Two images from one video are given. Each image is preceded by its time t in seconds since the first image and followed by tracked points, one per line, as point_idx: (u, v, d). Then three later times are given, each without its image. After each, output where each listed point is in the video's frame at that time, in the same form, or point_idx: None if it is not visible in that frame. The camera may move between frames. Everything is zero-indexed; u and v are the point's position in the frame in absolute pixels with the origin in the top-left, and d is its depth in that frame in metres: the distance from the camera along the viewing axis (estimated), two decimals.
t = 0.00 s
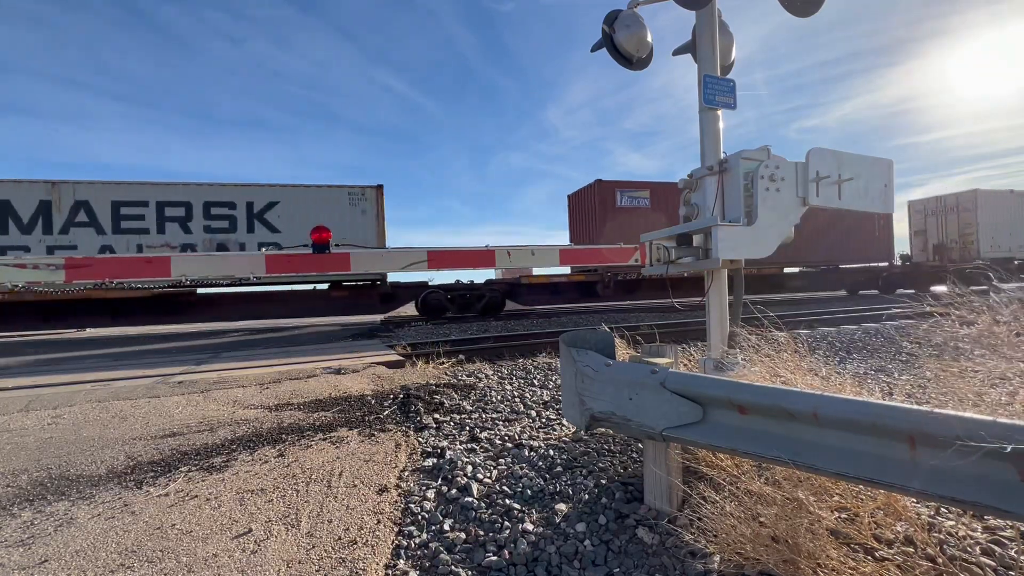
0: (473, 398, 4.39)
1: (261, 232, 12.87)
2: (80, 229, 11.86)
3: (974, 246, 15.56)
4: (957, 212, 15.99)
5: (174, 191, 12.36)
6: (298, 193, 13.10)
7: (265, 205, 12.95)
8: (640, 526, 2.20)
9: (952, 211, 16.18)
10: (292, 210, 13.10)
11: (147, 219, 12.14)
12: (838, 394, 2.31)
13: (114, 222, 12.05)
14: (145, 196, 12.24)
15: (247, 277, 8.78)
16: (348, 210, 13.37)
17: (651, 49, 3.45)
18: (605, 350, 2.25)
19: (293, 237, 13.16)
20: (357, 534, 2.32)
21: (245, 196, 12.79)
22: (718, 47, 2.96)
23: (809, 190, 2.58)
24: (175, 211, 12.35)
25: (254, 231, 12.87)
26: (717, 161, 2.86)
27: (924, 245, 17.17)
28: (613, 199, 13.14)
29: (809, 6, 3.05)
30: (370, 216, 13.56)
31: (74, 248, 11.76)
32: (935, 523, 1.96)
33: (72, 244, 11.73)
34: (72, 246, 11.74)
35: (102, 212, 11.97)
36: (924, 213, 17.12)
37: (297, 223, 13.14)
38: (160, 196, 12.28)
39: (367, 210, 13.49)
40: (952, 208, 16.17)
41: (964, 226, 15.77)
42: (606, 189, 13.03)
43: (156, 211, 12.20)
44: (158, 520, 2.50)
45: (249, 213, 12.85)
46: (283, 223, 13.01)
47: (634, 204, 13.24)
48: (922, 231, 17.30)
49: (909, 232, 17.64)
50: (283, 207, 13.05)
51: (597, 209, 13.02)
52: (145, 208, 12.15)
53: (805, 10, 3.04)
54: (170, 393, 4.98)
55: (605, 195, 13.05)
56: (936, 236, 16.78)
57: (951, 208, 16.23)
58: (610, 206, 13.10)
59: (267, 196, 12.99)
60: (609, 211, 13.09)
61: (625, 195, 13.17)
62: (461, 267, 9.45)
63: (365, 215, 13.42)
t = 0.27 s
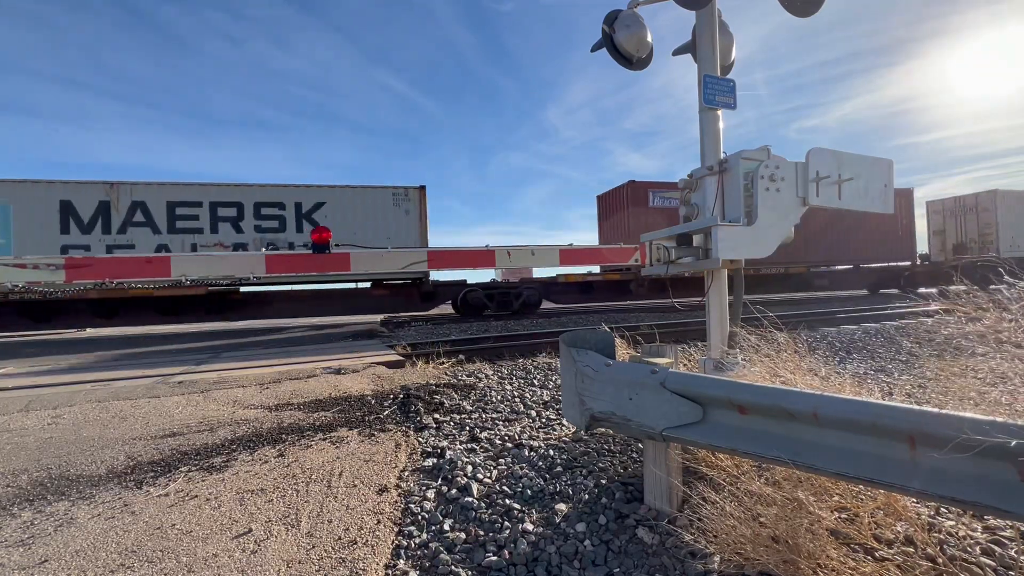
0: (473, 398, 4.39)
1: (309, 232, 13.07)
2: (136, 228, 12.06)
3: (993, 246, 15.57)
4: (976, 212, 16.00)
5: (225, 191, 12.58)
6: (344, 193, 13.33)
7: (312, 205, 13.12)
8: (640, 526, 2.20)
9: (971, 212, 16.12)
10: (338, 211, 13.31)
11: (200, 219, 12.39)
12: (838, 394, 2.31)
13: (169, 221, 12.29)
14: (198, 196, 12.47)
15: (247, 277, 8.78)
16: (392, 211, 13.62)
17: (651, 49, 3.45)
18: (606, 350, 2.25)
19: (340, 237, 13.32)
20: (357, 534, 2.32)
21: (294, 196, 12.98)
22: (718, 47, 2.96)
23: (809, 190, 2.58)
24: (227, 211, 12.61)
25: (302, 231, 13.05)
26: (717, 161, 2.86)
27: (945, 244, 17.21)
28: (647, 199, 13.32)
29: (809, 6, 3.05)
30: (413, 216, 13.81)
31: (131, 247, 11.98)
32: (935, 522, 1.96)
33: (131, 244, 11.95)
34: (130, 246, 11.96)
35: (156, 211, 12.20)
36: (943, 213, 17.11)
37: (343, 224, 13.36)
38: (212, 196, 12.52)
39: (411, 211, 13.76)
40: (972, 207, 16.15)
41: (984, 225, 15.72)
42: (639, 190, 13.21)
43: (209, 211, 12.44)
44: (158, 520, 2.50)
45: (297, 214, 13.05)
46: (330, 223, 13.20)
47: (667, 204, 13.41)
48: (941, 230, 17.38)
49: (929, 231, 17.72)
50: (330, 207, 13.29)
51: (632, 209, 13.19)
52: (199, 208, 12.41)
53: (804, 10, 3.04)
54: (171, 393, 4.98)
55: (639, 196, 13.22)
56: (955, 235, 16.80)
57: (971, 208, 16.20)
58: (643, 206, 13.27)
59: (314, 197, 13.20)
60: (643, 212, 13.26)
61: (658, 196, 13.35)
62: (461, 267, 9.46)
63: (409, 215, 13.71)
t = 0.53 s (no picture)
0: (473, 398, 4.39)
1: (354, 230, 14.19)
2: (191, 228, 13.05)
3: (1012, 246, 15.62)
4: (995, 212, 15.97)
5: (274, 193, 13.68)
6: (389, 195, 14.54)
7: (359, 205, 14.31)
8: (640, 526, 2.20)
9: (990, 212, 16.10)
10: (383, 211, 14.46)
11: (251, 219, 13.44)
12: (837, 394, 2.31)
13: (221, 221, 13.27)
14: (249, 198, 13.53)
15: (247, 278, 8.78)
16: (434, 211, 14.82)
17: (651, 49, 3.44)
18: (606, 350, 2.24)
19: (384, 235, 14.46)
20: (357, 534, 2.32)
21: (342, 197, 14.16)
22: (718, 47, 2.96)
23: (809, 190, 2.58)
24: (276, 211, 13.70)
25: (349, 230, 14.19)
26: (717, 161, 2.86)
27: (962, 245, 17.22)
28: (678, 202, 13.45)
29: (809, 6, 3.05)
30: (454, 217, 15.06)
31: (186, 246, 12.92)
32: (935, 523, 1.96)
33: (186, 242, 12.91)
34: (185, 244, 12.91)
35: (210, 212, 13.20)
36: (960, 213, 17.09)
37: (388, 223, 14.52)
38: (263, 198, 13.60)
39: (453, 211, 15.01)
40: (991, 208, 16.12)
41: (1002, 225, 15.77)
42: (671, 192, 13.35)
43: (260, 212, 13.51)
44: (158, 520, 2.50)
45: (344, 213, 14.20)
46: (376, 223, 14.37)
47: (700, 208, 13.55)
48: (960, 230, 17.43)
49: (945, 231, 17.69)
50: (376, 207, 14.42)
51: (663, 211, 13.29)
52: (250, 208, 13.46)
53: (805, 10, 3.04)
54: (171, 393, 4.98)
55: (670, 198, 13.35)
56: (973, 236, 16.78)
57: (990, 209, 16.16)
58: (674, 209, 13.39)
59: (360, 198, 14.40)
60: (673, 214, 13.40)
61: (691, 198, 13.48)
62: (461, 267, 9.47)
63: (450, 215, 14.92)
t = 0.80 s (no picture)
0: (473, 398, 4.39)
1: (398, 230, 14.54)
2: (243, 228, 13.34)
3: None
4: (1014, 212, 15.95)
5: (323, 194, 14.03)
6: (432, 195, 14.86)
7: (403, 205, 14.66)
8: (640, 526, 2.20)
9: (1009, 212, 16.09)
10: (427, 211, 14.82)
11: (301, 219, 13.77)
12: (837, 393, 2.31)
13: (272, 221, 13.58)
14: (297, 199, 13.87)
15: (247, 277, 8.78)
16: (475, 211, 15.16)
17: (651, 49, 3.44)
18: (605, 350, 2.24)
19: (427, 235, 14.80)
20: (357, 535, 2.32)
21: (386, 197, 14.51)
22: (718, 47, 2.96)
23: (809, 190, 2.58)
24: (323, 211, 14.03)
25: (393, 230, 14.52)
26: (717, 161, 2.86)
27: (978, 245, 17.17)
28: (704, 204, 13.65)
29: (809, 6, 3.05)
30: (494, 217, 15.37)
31: (239, 245, 13.22)
32: (935, 522, 1.96)
33: (238, 241, 13.20)
34: (238, 243, 13.20)
35: (262, 212, 13.51)
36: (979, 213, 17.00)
37: (432, 223, 14.89)
38: (312, 198, 13.96)
39: (492, 211, 15.31)
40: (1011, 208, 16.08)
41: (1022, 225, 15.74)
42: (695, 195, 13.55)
43: (309, 212, 13.86)
44: (158, 520, 2.50)
45: (389, 214, 14.55)
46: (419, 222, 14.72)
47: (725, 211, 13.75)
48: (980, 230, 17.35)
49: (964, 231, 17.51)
50: (420, 207, 14.78)
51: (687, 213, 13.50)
52: (299, 209, 13.79)
53: (804, 10, 3.04)
54: (171, 393, 4.98)
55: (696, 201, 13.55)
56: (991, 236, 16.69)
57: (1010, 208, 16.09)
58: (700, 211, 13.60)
59: (404, 198, 14.73)
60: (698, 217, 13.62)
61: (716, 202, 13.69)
62: (460, 267, 9.48)
63: (490, 215, 15.23)
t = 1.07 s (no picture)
0: (473, 398, 4.39)
1: (442, 230, 14.51)
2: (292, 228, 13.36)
3: None
4: None
5: (370, 194, 13.98)
6: (473, 195, 14.80)
7: (446, 206, 14.62)
8: (640, 526, 2.20)
9: None
10: (469, 211, 14.77)
11: (348, 219, 13.75)
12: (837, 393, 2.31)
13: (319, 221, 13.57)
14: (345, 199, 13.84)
15: (247, 277, 8.77)
16: (515, 211, 15.13)
17: (651, 49, 3.45)
18: (605, 350, 2.24)
19: (469, 235, 14.77)
20: (357, 534, 2.32)
21: (430, 198, 14.44)
22: (718, 47, 2.96)
23: (809, 190, 2.58)
24: (370, 211, 13.97)
25: (436, 230, 14.49)
26: (718, 161, 2.86)
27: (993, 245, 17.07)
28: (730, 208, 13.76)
29: (809, 6, 3.05)
30: (532, 217, 15.37)
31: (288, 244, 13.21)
32: (935, 523, 1.96)
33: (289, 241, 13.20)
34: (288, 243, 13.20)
35: (311, 212, 13.52)
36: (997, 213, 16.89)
37: (473, 223, 14.81)
38: (359, 199, 13.94)
39: (530, 211, 15.30)
40: None
41: None
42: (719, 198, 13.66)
43: (355, 212, 13.83)
44: (158, 520, 2.50)
45: (433, 214, 14.47)
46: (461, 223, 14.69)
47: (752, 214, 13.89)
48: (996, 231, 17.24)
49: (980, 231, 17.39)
50: (461, 207, 14.70)
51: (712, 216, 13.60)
52: (346, 209, 13.77)
53: (804, 10, 3.04)
54: (171, 393, 4.98)
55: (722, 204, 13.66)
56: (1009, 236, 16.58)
57: None
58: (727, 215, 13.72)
59: (447, 199, 14.67)
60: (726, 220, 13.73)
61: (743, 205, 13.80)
62: (460, 267, 9.48)
63: (528, 215, 15.22)
